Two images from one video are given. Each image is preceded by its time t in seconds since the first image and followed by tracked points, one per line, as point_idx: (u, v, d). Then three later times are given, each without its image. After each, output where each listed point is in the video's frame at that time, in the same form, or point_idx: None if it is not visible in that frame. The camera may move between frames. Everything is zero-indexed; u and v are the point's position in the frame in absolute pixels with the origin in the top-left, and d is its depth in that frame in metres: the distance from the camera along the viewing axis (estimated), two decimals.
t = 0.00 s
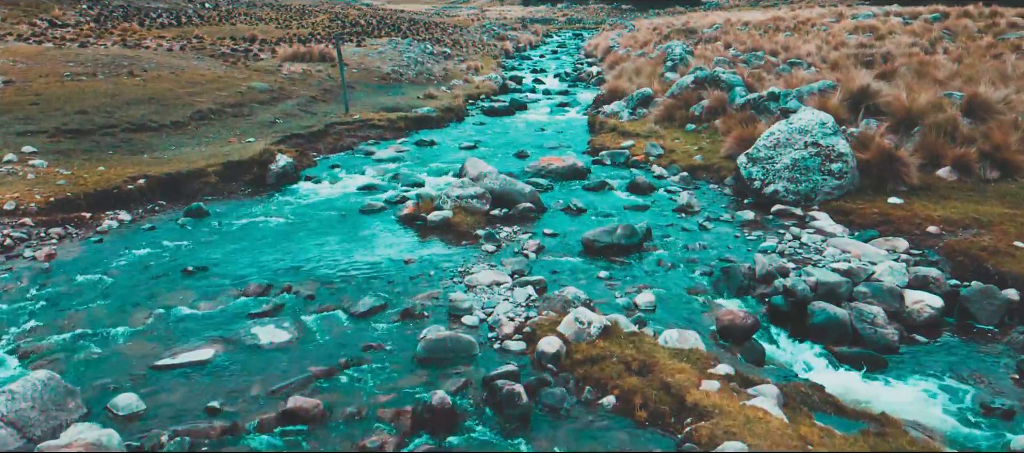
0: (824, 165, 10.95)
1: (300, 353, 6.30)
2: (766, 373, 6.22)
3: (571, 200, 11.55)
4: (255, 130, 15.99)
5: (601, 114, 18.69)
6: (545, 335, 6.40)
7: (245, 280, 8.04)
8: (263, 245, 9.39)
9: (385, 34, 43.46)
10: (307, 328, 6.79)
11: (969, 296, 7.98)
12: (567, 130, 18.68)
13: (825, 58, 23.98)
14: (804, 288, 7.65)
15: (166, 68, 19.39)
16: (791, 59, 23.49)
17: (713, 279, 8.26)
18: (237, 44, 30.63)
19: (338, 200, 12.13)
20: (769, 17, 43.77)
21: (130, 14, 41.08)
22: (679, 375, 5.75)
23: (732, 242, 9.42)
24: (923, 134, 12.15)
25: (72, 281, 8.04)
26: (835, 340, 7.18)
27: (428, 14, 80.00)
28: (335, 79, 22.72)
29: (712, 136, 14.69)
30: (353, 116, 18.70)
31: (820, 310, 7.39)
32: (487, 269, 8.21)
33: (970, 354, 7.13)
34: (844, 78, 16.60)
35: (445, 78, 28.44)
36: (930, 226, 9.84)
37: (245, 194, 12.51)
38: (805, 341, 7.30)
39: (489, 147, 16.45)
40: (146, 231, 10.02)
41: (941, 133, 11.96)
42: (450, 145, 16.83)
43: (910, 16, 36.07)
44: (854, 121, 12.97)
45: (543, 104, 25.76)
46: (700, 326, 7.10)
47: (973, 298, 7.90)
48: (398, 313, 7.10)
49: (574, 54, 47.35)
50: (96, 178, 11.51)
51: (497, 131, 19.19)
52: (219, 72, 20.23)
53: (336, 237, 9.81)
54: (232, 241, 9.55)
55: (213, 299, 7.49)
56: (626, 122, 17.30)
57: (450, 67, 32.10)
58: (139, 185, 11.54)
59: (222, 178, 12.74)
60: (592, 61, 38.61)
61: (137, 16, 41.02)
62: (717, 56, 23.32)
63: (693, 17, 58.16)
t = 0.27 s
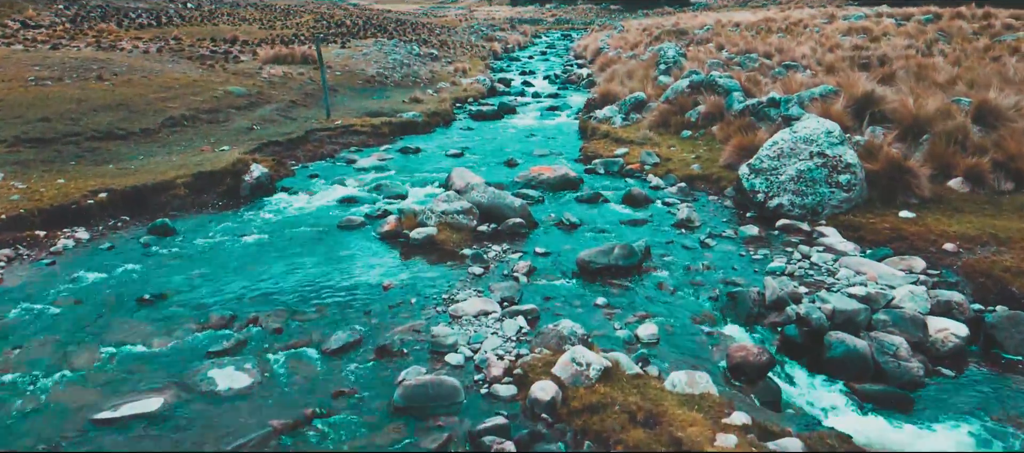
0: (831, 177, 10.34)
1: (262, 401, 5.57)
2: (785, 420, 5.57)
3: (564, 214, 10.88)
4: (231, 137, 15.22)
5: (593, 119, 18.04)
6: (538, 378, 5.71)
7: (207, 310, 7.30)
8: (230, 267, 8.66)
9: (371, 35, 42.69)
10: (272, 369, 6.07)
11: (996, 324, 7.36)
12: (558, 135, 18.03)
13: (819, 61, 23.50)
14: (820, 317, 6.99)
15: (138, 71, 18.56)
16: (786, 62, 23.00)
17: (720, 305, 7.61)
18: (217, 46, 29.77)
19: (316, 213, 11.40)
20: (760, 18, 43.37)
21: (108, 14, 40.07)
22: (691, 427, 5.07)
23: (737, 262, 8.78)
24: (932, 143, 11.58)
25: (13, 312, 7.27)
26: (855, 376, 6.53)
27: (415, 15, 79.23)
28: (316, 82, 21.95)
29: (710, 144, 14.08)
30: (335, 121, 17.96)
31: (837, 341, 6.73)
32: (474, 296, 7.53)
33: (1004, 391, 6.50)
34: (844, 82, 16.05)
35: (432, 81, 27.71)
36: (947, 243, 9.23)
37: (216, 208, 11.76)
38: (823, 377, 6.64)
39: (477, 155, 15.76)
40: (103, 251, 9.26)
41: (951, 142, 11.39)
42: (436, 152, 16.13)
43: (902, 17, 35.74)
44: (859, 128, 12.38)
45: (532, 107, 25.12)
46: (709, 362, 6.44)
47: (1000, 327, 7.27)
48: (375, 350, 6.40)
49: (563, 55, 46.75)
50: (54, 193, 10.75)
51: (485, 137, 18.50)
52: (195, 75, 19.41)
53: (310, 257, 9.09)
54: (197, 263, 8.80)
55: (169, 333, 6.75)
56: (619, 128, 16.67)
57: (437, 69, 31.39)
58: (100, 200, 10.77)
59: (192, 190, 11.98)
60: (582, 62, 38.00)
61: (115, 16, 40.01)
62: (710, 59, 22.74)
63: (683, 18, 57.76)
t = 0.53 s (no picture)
0: (848, 191, 9.69)
1: None
2: None
3: (562, 231, 10.21)
4: (212, 146, 14.53)
5: (591, 125, 17.37)
6: (538, 435, 5.03)
7: (169, 347, 6.60)
8: (200, 294, 7.97)
9: (362, 36, 42.02)
10: (236, 422, 5.37)
11: None
12: (554, 142, 17.36)
13: (822, 64, 22.93)
14: (848, 354, 6.31)
15: (117, 75, 17.84)
16: (787, 66, 22.45)
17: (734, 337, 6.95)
18: (204, 48, 29.06)
19: (298, 230, 10.70)
20: (758, 19, 42.81)
21: (93, 16, 39.29)
22: None
23: (751, 287, 8.12)
24: (951, 153, 10.93)
25: None
26: (889, 420, 5.83)
27: (408, 15, 78.56)
28: (304, 86, 21.25)
29: (715, 153, 13.43)
30: (322, 128, 17.24)
31: (868, 381, 6.04)
32: (465, 330, 6.86)
33: None
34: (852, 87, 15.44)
35: (424, 84, 27.00)
36: (974, 264, 8.58)
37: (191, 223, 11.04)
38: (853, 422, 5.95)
39: (470, 164, 15.08)
40: (63, 275, 8.54)
41: (972, 152, 10.75)
42: (428, 161, 15.44)
43: (903, 19, 35.20)
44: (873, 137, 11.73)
45: (527, 112, 24.51)
46: (728, 407, 5.76)
47: None
48: (354, 396, 5.71)
49: (559, 57, 46.11)
50: (14, 210, 10.06)
51: (479, 143, 17.81)
52: (177, 79, 18.67)
53: (289, 282, 8.40)
54: (164, 289, 8.10)
55: (123, 377, 6.04)
56: (618, 135, 16.00)
57: (430, 71, 30.68)
58: (65, 217, 10.06)
59: (166, 204, 11.27)
60: (578, 65, 37.37)
61: (101, 18, 39.24)
62: (711, 62, 22.10)
63: (679, 19, 57.20)
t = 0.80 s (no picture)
0: (875, 209, 9.22)
1: None
2: None
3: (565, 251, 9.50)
4: (194, 156, 13.87)
5: (592, 132, 16.69)
6: None
7: (127, 394, 5.92)
8: (167, 327, 7.30)
9: (359, 38, 41.42)
10: None
11: None
12: (555, 150, 16.68)
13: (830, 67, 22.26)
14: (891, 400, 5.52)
15: (99, 81, 17.20)
16: (795, 69, 21.78)
17: (756, 375, 6.21)
18: (196, 51, 28.45)
19: (282, 248, 9.99)
20: (760, 19, 42.20)
21: (84, 18, 38.65)
22: None
23: (773, 317, 7.43)
24: (980, 166, 10.22)
25: None
26: None
27: (405, 16, 77.91)
28: (296, 92, 20.61)
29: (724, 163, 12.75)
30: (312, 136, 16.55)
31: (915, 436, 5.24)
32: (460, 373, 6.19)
33: None
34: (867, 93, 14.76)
35: (420, 88, 26.32)
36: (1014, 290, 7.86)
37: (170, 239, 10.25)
38: None
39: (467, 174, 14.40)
40: (21, 304, 7.89)
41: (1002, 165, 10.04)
42: (422, 170, 14.76)
43: (908, 20, 34.57)
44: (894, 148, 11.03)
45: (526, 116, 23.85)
46: None
47: None
48: None
49: (558, 58, 45.46)
50: None
51: (476, 151, 17.13)
52: (162, 85, 17.99)
53: (269, 312, 7.70)
54: (128, 322, 7.43)
55: (71, 431, 5.36)
56: (621, 144, 15.32)
57: (426, 74, 30.02)
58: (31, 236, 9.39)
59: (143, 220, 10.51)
60: (577, 67, 36.71)
61: (92, 20, 38.64)
62: (715, 66, 21.44)
63: (679, 20, 56.61)
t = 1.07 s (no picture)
0: (899, 231, 8.35)
1: None
2: None
3: (568, 275, 8.85)
4: (177, 167, 13.28)
5: (593, 141, 16.05)
6: None
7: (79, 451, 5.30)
8: (131, 366, 6.69)
9: (355, 39, 40.78)
10: None
11: None
12: (555, 160, 16.04)
13: (837, 73, 21.66)
14: None
15: (81, 86, 16.57)
16: (802, 74, 21.16)
17: (782, 431, 5.57)
18: (186, 53, 27.80)
19: (265, 272, 9.36)
20: (763, 21, 41.53)
21: (74, 18, 37.92)
22: None
23: (796, 353, 6.79)
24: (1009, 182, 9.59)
25: None
26: None
27: (403, 16, 77.28)
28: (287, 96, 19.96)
29: (733, 177, 12.13)
30: (303, 143, 15.88)
31: None
32: (453, 425, 5.56)
33: None
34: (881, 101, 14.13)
35: (416, 92, 25.63)
36: None
37: (143, 262, 9.76)
38: None
39: (463, 186, 13.76)
40: None
41: None
42: (416, 182, 14.12)
43: (915, 22, 33.89)
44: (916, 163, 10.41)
45: (525, 122, 23.23)
46: None
47: None
48: None
49: (557, 60, 44.80)
50: None
51: (473, 160, 16.51)
52: (146, 90, 17.32)
53: (244, 348, 7.06)
54: (89, 361, 6.80)
55: None
56: (624, 153, 14.67)
57: (423, 77, 29.34)
58: None
59: (116, 240, 10.01)
60: (577, 70, 36.05)
61: (83, 21, 37.96)
62: (719, 70, 20.76)
63: (680, 21, 55.96)
